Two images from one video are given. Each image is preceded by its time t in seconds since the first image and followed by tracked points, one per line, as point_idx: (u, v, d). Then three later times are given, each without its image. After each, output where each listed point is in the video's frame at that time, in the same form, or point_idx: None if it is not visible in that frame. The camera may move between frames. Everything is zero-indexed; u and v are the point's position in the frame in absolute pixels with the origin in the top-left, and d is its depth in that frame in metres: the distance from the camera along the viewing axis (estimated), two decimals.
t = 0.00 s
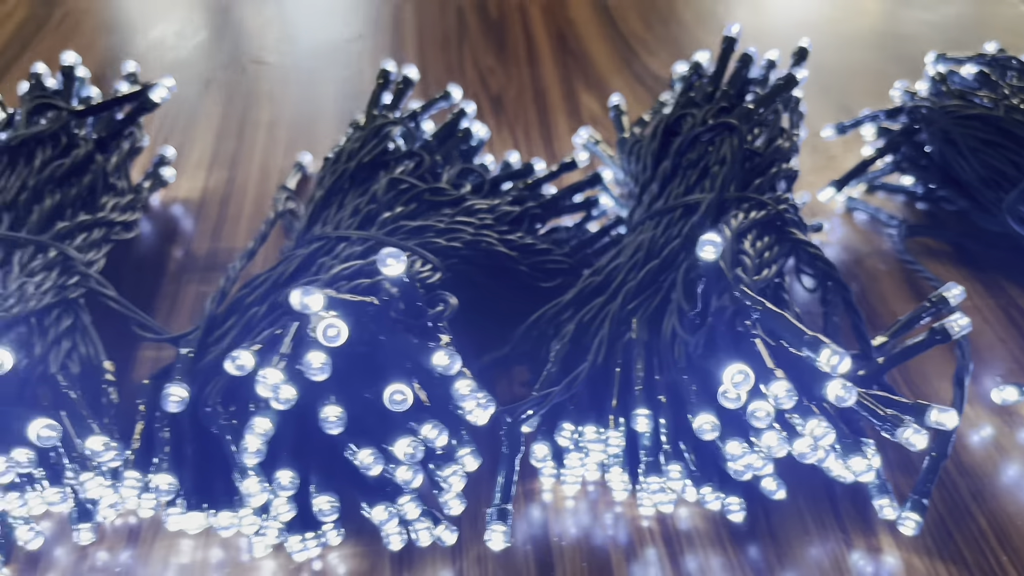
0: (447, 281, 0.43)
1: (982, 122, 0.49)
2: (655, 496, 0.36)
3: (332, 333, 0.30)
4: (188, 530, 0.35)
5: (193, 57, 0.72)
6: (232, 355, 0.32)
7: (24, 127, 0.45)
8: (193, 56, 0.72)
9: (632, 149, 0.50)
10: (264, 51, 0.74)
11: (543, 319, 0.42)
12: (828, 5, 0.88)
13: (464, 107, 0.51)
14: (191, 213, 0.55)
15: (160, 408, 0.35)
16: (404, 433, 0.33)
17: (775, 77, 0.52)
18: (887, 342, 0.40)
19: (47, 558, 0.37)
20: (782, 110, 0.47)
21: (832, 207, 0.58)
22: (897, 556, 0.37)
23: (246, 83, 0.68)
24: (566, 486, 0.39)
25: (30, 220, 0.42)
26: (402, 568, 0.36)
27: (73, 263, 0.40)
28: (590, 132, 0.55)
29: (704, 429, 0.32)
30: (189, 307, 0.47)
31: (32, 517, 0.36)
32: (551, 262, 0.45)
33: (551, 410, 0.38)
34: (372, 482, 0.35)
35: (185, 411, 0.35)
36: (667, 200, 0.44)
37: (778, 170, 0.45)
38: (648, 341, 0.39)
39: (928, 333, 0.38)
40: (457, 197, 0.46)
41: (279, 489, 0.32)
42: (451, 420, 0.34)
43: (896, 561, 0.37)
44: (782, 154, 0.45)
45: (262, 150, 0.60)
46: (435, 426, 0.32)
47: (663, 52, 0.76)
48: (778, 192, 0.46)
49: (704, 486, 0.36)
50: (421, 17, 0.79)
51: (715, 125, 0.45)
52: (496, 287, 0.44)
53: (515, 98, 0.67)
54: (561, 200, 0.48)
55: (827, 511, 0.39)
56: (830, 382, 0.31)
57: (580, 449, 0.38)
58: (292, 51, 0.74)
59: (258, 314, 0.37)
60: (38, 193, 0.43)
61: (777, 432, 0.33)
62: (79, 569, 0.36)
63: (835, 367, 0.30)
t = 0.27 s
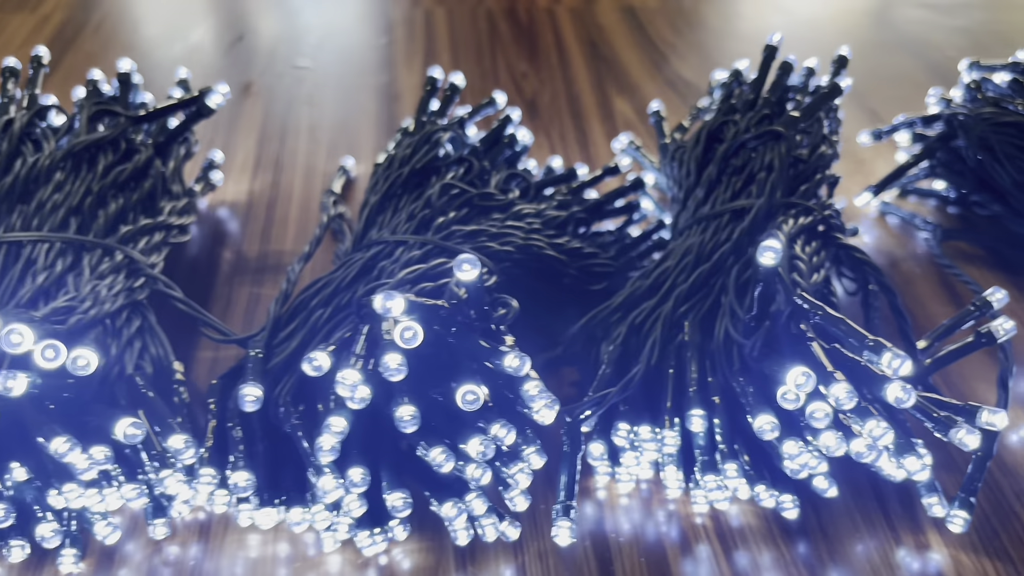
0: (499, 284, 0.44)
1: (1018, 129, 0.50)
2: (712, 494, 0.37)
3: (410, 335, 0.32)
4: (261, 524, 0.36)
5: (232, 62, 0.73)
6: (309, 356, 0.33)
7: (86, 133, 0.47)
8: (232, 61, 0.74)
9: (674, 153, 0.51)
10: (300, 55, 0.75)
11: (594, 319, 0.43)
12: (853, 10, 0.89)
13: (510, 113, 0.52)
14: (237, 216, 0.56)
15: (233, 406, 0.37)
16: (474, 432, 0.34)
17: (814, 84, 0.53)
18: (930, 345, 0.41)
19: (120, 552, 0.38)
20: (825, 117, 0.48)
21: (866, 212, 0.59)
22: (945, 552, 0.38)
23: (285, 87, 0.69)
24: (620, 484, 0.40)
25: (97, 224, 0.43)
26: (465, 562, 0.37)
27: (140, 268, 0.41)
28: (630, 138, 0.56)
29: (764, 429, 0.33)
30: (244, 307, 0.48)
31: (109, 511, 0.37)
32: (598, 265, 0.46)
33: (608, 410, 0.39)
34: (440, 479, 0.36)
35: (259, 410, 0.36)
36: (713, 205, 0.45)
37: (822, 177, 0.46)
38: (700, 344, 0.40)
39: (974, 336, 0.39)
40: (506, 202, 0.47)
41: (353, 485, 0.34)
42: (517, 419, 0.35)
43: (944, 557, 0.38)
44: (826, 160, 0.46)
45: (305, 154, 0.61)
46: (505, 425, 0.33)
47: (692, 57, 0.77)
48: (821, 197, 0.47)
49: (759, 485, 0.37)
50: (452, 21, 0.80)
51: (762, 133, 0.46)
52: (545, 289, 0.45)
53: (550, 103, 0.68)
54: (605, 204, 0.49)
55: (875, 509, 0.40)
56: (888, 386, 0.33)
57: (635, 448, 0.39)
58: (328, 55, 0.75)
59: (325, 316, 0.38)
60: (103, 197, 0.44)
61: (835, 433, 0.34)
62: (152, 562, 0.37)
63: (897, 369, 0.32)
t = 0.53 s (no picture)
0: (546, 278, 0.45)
1: None
2: (760, 480, 0.38)
3: (477, 324, 0.33)
4: (324, 507, 0.38)
5: (267, 63, 0.75)
6: (377, 345, 0.35)
7: (142, 130, 0.48)
8: (267, 61, 0.75)
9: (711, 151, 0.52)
10: (334, 55, 0.76)
11: (638, 311, 0.44)
12: (875, 10, 0.90)
13: (550, 112, 0.54)
14: (280, 212, 0.57)
15: (297, 394, 0.38)
16: (535, 419, 0.35)
17: (848, 84, 0.54)
18: (967, 338, 0.41)
19: (186, 535, 0.39)
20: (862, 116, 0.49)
21: (896, 209, 0.61)
22: (985, 539, 0.39)
23: (320, 87, 0.71)
24: (667, 471, 0.42)
25: (156, 219, 0.44)
26: (520, 545, 0.39)
27: (200, 260, 0.43)
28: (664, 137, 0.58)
29: (815, 417, 0.35)
30: (293, 300, 0.50)
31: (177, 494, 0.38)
32: (639, 259, 0.47)
33: (657, 400, 0.40)
34: (498, 465, 0.37)
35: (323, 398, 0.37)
36: (754, 202, 0.46)
37: (859, 174, 0.47)
38: (746, 335, 0.41)
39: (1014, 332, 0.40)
40: (549, 198, 0.48)
41: (416, 469, 0.35)
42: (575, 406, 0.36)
43: (984, 542, 0.39)
44: (863, 158, 0.47)
45: (344, 152, 0.62)
46: (565, 412, 0.34)
47: (718, 57, 0.78)
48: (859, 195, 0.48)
49: (805, 472, 0.38)
50: (481, 21, 0.82)
51: (802, 131, 0.47)
52: (588, 283, 0.46)
53: (580, 102, 0.69)
54: (645, 200, 0.50)
55: (916, 497, 0.41)
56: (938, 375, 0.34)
57: (683, 437, 0.40)
58: (361, 55, 0.76)
59: (383, 308, 0.39)
60: (160, 193, 0.45)
61: (884, 421, 0.35)
62: (218, 545, 0.39)
63: (949, 358, 0.34)
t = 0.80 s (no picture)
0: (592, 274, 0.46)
1: None
2: (807, 470, 0.39)
3: (540, 317, 0.34)
4: (385, 493, 0.39)
5: (303, 63, 0.76)
6: (441, 337, 0.36)
7: (197, 129, 0.49)
8: (303, 62, 0.77)
9: (747, 150, 0.53)
10: (368, 55, 0.78)
11: (681, 306, 0.45)
12: (899, 11, 0.91)
13: (590, 111, 0.55)
14: (324, 209, 0.58)
15: (358, 385, 0.39)
16: (593, 409, 0.37)
17: (882, 85, 0.55)
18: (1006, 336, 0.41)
19: (249, 521, 0.40)
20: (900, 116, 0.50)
21: (926, 207, 0.62)
22: None
23: (357, 87, 0.72)
24: (713, 461, 0.43)
25: (214, 215, 0.46)
26: (573, 531, 0.40)
27: (258, 256, 0.44)
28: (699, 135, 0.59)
29: (864, 408, 0.36)
30: (342, 295, 0.51)
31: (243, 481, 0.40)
32: (679, 255, 0.48)
33: (705, 393, 0.42)
34: (555, 454, 0.38)
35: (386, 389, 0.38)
36: (794, 200, 0.47)
37: (896, 173, 0.48)
38: (789, 330, 0.42)
39: None
40: (591, 195, 0.49)
41: (478, 457, 0.36)
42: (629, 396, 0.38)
43: None
44: (900, 157, 0.49)
45: (383, 152, 0.64)
46: (622, 403, 0.36)
47: (745, 57, 0.79)
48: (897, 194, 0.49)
49: (850, 462, 0.40)
50: (511, 22, 0.83)
51: (842, 131, 0.48)
52: (631, 279, 0.47)
53: (612, 102, 0.71)
54: (685, 197, 0.51)
55: (956, 488, 0.42)
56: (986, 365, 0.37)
57: (730, 428, 0.41)
58: (394, 55, 0.77)
59: (438, 302, 0.41)
60: (216, 190, 0.47)
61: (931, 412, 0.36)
62: (280, 530, 0.40)
63: (997, 349, 0.37)
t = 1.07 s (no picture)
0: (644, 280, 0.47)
1: None
2: (861, 471, 0.40)
3: (609, 322, 0.35)
4: (450, 492, 0.40)
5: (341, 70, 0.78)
6: (511, 342, 0.37)
7: (255, 137, 0.51)
8: (340, 68, 0.78)
9: (788, 156, 0.55)
10: (404, 61, 0.79)
11: (731, 312, 0.45)
12: (926, 18, 0.92)
13: (635, 119, 0.56)
14: (370, 215, 0.60)
15: (424, 387, 0.40)
16: (657, 413, 0.38)
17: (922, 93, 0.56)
18: None
19: (315, 521, 0.42)
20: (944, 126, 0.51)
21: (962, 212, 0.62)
22: None
23: (396, 93, 0.73)
24: (765, 463, 0.44)
25: (276, 221, 0.47)
26: (632, 531, 0.41)
27: (320, 261, 0.45)
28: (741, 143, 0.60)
29: (922, 412, 0.37)
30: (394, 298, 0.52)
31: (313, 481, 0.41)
32: (727, 262, 0.48)
33: (759, 397, 0.43)
34: (616, 455, 0.39)
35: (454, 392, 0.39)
36: (839, 208, 0.48)
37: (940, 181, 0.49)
38: (841, 334, 0.43)
39: None
40: (638, 202, 0.50)
41: (543, 458, 0.37)
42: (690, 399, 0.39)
43: None
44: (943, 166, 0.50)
45: (426, 158, 0.65)
46: (686, 406, 0.37)
47: (775, 63, 0.80)
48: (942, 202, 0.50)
49: (902, 463, 0.41)
50: (544, 29, 0.84)
51: (889, 140, 0.49)
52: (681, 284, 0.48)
53: (647, 108, 0.72)
54: (729, 204, 0.52)
55: (1003, 489, 0.43)
56: None
57: (784, 430, 0.42)
58: (430, 61, 0.78)
59: (498, 307, 0.42)
60: (277, 197, 0.48)
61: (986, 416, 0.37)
62: (347, 530, 0.41)
63: None
